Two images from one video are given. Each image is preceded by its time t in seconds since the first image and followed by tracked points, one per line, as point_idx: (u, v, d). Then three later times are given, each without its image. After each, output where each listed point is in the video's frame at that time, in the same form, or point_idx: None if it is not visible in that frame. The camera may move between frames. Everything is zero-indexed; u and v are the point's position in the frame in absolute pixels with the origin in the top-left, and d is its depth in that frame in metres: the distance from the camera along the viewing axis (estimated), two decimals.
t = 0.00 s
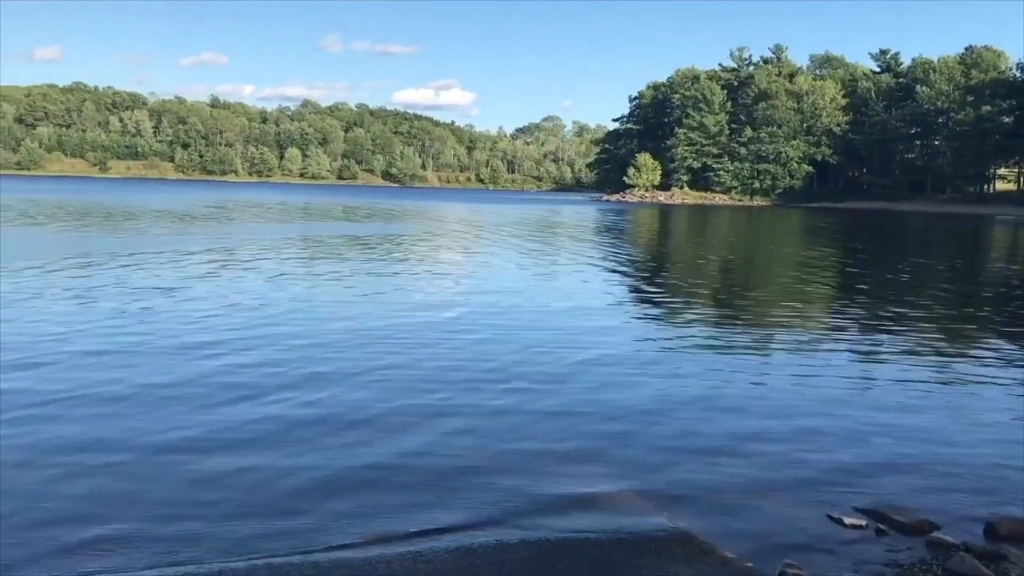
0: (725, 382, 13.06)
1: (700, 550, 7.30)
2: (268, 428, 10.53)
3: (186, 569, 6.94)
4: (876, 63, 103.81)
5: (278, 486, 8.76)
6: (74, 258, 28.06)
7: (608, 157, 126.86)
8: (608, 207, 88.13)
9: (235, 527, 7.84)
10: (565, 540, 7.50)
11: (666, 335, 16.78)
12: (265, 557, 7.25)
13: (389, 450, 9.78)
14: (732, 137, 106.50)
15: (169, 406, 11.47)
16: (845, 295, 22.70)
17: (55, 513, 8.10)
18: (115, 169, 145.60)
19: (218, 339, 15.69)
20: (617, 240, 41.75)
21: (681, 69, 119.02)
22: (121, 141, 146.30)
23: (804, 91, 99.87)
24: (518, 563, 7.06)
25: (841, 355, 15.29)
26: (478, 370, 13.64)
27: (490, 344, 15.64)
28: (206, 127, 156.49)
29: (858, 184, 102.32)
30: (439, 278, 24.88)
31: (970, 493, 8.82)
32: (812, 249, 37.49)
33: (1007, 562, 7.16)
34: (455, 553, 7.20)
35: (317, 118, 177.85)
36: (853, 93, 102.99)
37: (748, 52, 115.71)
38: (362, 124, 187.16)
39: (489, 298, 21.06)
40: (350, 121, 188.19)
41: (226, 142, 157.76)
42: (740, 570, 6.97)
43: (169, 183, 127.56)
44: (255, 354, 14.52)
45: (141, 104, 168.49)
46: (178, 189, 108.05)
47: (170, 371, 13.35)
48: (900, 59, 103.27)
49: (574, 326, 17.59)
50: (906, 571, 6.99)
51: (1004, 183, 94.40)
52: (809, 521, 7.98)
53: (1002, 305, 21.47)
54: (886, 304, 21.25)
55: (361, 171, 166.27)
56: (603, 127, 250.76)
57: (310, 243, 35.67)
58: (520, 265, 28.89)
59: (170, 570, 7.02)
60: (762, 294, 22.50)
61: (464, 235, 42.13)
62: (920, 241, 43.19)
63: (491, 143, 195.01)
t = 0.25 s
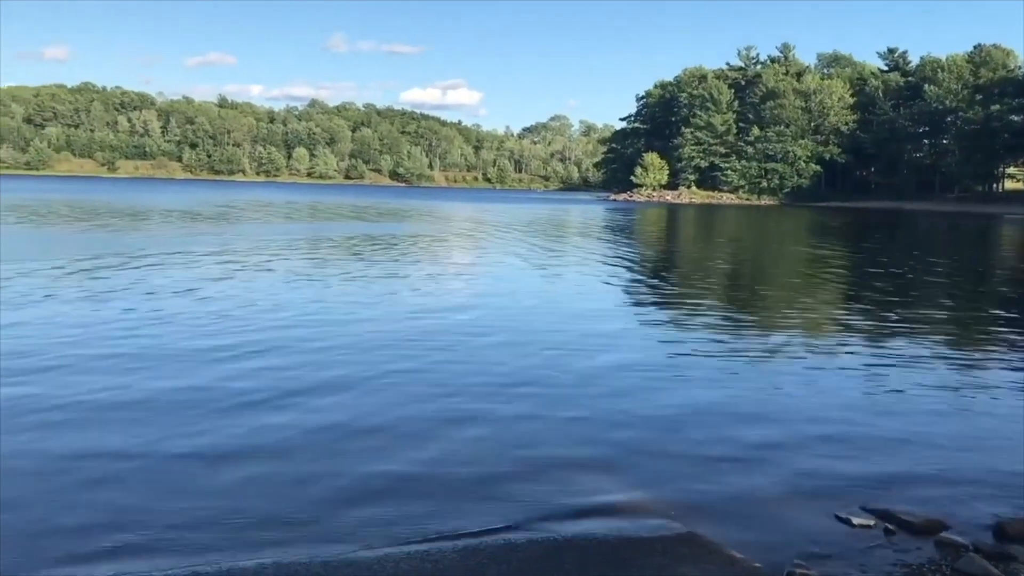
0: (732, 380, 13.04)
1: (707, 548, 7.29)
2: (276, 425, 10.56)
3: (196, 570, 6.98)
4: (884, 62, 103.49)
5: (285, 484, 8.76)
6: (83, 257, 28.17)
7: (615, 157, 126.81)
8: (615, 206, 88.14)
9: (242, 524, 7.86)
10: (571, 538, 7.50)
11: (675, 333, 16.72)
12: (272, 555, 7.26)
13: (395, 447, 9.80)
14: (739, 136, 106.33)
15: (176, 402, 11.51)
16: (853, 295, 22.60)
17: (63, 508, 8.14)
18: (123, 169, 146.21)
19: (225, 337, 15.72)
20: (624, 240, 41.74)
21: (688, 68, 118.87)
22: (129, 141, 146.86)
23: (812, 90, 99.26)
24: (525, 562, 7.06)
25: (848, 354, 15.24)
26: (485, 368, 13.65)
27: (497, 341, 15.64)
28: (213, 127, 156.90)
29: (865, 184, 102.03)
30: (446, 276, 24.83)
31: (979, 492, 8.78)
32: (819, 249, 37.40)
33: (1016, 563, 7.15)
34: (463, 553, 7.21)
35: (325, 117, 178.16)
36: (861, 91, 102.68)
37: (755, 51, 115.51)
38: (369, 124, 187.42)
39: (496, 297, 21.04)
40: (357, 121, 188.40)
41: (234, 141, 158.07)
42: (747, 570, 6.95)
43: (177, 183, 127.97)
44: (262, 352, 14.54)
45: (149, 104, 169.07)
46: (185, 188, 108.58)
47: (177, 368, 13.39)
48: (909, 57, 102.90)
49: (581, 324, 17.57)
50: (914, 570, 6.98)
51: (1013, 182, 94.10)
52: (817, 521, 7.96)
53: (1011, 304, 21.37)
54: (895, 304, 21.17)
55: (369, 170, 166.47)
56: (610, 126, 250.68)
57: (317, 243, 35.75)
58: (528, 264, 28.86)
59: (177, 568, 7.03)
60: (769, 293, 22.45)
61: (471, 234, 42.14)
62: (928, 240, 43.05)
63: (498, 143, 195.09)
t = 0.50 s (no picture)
0: (740, 383, 13.04)
1: (716, 551, 7.29)
2: (285, 428, 10.61)
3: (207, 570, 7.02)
4: (892, 63, 103.23)
5: (295, 487, 8.80)
6: (92, 260, 28.28)
7: (623, 158, 126.79)
8: (622, 208, 88.02)
9: (253, 528, 7.89)
10: (580, 540, 7.51)
11: (683, 336, 16.71)
12: (282, 557, 7.30)
13: (404, 450, 9.83)
14: (747, 137, 106.13)
15: (186, 407, 11.55)
16: (862, 296, 22.54)
17: (74, 513, 8.19)
18: (132, 170, 146.75)
19: (234, 340, 15.81)
20: (631, 241, 41.71)
21: (695, 69, 118.82)
22: (138, 143, 147.44)
23: (820, 90, 99.12)
24: (534, 563, 7.08)
25: (856, 356, 15.22)
26: (493, 371, 13.67)
27: (505, 345, 15.67)
28: (222, 129, 157.29)
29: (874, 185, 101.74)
30: (454, 279, 24.89)
31: (989, 494, 8.76)
32: (828, 250, 37.32)
33: None
34: (471, 553, 7.23)
35: (332, 119, 178.50)
36: (870, 92, 102.43)
37: (763, 52, 115.40)
38: (377, 125, 187.68)
39: (503, 299, 21.07)
40: (365, 123, 188.70)
41: (242, 143, 158.41)
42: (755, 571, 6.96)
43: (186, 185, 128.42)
44: (270, 355, 14.61)
45: (158, 106, 169.63)
46: (194, 190, 108.92)
47: (186, 372, 13.45)
48: (917, 58, 102.65)
49: (588, 327, 17.58)
50: (923, 572, 6.97)
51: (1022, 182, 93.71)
52: (825, 523, 7.96)
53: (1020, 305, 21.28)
54: (903, 306, 21.12)
55: (377, 172, 166.73)
56: (618, 127, 250.49)
57: (325, 245, 35.84)
58: (536, 266, 28.89)
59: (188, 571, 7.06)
60: (777, 295, 22.41)
61: (478, 236, 42.17)
62: (937, 241, 42.86)
63: (506, 144, 195.19)
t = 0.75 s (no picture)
0: (752, 385, 13.00)
1: (730, 554, 7.25)
2: (297, 428, 10.66)
3: (219, 571, 7.04)
4: (905, 64, 102.84)
5: (308, 486, 8.83)
6: (104, 262, 28.41)
7: (633, 160, 126.85)
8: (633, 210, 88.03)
9: (266, 527, 7.91)
10: (594, 542, 7.51)
11: (694, 338, 16.68)
12: (296, 558, 7.30)
13: (415, 451, 9.85)
14: (759, 139, 105.87)
15: (198, 405, 11.57)
16: (873, 298, 22.43)
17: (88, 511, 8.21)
18: (144, 173, 147.66)
19: (246, 341, 15.87)
20: (642, 243, 41.62)
21: (707, 71, 118.72)
22: (150, 145, 148.33)
23: (832, 93, 98.82)
24: (545, 566, 7.07)
25: (868, 359, 15.13)
26: (503, 372, 13.68)
27: (516, 346, 15.69)
28: (234, 132, 157.91)
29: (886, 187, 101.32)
30: (465, 280, 24.94)
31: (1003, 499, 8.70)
32: (840, 252, 37.17)
33: None
34: (483, 556, 7.23)
35: (343, 122, 178.96)
36: (882, 94, 102.00)
37: (774, 54, 115.20)
38: (388, 128, 188.18)
39: (515, 301, 21.08)
40: (376, 125, 189.24)
41: (254, 146, 158.93)
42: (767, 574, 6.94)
43: (198, 187, 128.97)
44: (281, 355, 14.66)
45: (170, 108, 170.52)
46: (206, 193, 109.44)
47: (199, 371, 13.49)
48: (930, 60, 102.19)
49: (598, 328, 17.54)
50: None
51: None
52: (838, 526, 7.92)
53: None
54: (915, 308, 21.01)
55: (388, 175, 166.97)
56: (628, 130, 250.33)
57: (336, 247, 35.97)
58: (547, 267, 28.88)
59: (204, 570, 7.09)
60: (789, 297, 22.33)
61: (489, 238, 42.22)
62: (949, 244, 42.65)
63: (517, 147, 195.39)
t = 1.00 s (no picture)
0: (763, 390, 12.99)
1: (742, 559, 7.25)
2: (308, 433, 10.71)
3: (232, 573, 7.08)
4: (917, 67, 102.44)
5: (320, 490, 8.89)
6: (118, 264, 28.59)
7: (644, 163, 126.85)
8: (644, 213, 88.01)
9: (278, 531, 7.95)
10: (605, 547, 7.52)
11: (705, 343, 16.67)
12: (308, 561, 7.35)
13: (426, 456, 9.88)
14: (770, 142, 105.58)
15: (210, 410, 11.64)
16: (886, 303, 22.32)
17: (101, 516, 8.26)
18: (157, 175, 148.60)
19: (258, 345, 15.96)
20: (653, 246, 41.54)
21: (718, 74, 118.62)
22: (163, 148, 149.20)
23: (843, 95, 98.41)
24: (556, 569, 7.08)
25: (880, 363, 15.09)
26: (514, 376, 13.70)
27: (527, 350, 15.71)
28: (246, 134, 158.46)
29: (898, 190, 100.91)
30: (476, 284, 24.98)
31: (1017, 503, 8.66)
32: (853, 256, 36.99)
33: None
34: (495, 559, 7.24)
35: (355, 124, 179.30)
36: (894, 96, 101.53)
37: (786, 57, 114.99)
38: (399, 130, 188.59)
39: (526, 305, 21.09)
40: (388, 128, 189.69)
41: (265, 148, 159.29)
42: None
43: (210, 190, 129.51)
44: (294, 360, 14.73)
45: (182, 111, 171.35)
46: (218, 195, 109.97)
47: (212, 376, 13.55)
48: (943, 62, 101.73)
49: (609, 333, 17.54)
50: None
51: None
52: (851, 531, 7.90)
53: None
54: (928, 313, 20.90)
55: (399, 177, 167.04)
56: (639, 133, 249.99)
57: (347, 249, 36.08)
58: (558, 271, 28.89)
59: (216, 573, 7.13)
60: (800, 302, 22.24)
61: (500, 241, 42.29)
62: (963, 248, 42.39)
63: (528, 149, 195.45)
